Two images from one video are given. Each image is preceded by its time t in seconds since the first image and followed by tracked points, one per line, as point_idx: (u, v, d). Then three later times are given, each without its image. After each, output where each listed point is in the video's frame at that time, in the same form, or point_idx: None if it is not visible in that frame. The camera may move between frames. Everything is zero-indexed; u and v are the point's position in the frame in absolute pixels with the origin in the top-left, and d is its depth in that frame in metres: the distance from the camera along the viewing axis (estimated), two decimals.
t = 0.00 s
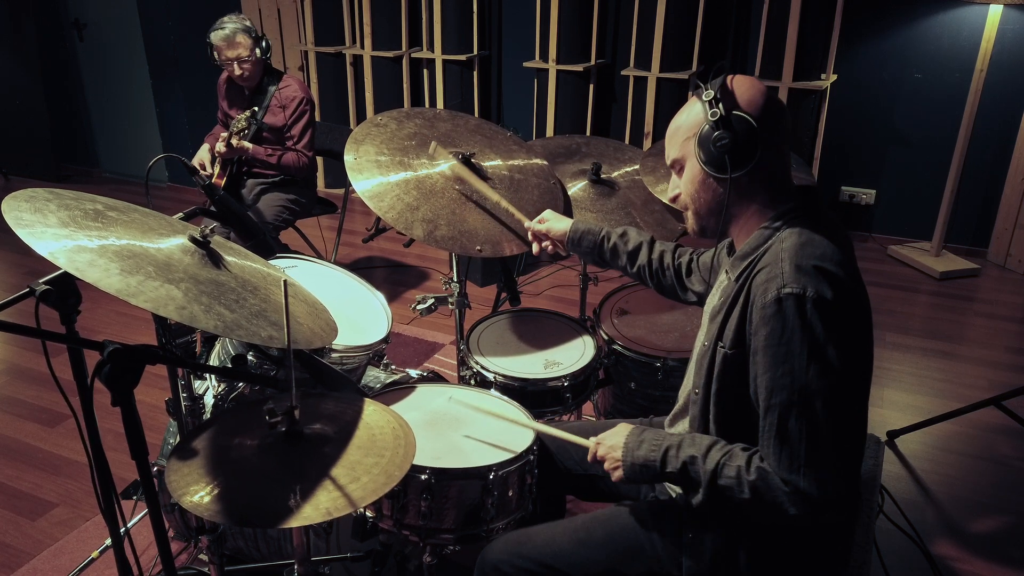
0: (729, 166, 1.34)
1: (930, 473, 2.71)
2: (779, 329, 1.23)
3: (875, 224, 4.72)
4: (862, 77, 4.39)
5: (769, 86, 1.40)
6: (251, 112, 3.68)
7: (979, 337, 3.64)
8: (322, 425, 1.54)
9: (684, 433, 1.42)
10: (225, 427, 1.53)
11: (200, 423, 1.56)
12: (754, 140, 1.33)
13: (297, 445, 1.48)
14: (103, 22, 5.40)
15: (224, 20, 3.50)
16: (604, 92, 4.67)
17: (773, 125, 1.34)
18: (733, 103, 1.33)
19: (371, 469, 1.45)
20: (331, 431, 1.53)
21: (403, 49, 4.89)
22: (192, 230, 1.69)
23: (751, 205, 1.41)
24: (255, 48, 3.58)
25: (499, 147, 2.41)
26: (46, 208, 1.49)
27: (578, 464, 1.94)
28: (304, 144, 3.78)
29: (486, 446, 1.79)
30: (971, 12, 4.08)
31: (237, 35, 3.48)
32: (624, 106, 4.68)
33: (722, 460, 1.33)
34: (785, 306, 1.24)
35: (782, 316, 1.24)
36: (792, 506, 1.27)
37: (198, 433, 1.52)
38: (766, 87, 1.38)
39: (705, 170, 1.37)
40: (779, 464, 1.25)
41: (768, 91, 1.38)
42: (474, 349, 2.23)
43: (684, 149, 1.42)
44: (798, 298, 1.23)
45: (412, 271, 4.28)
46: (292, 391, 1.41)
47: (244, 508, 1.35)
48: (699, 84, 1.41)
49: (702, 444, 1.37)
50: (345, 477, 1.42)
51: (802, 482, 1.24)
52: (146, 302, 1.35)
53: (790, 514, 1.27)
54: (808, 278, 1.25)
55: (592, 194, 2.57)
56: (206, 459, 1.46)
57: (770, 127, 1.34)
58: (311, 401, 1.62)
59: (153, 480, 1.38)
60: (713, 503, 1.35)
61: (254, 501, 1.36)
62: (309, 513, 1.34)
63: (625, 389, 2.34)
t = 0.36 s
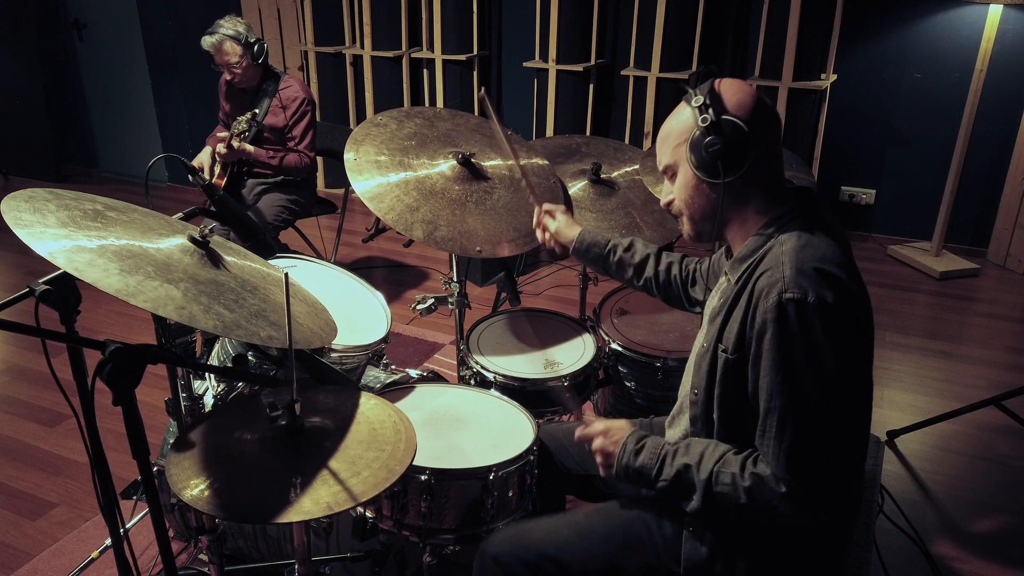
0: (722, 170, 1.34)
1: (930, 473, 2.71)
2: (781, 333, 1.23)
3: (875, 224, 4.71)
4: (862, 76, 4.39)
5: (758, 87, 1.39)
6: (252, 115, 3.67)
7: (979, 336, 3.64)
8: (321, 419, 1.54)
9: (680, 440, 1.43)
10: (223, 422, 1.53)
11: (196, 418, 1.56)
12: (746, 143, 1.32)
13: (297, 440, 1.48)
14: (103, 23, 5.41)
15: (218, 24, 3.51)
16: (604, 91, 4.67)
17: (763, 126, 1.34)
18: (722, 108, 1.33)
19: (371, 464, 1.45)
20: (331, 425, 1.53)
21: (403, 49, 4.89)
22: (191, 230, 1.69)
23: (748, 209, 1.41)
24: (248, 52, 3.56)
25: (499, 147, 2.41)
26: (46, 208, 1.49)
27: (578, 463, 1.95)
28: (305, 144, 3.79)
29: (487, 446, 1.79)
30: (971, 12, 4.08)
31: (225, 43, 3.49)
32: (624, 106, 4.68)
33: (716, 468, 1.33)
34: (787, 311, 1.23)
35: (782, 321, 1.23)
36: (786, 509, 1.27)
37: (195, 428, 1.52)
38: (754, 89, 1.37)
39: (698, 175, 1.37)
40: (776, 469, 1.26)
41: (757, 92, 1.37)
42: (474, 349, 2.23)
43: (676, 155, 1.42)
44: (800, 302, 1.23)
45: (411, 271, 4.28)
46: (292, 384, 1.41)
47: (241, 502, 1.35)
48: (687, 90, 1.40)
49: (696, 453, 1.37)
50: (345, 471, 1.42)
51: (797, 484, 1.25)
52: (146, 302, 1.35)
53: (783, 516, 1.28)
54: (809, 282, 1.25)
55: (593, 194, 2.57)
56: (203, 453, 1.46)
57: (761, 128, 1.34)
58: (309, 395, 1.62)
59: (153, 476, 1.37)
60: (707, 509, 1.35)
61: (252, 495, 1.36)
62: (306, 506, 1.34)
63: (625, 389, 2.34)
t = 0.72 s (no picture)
0: (710, 173, 1.34)
1: (930, 473, 2.71)
2: (773, 330, 1.23)
3: (875, 224, 4.72)
4: (862, 76, 4.39)
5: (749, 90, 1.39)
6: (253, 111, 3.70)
7: (979, 336, 3.64)
8: (326, 427, 1.54)
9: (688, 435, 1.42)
10: (228, 427, 1.53)
11: (201, 423, 1.55)
12: (734, 145, 1.32)
13: (303, 447, 1.48)
14: (103, 22, 5.40)
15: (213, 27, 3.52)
16: (604, 91, 4.67)
17: (751, 130, 1.34)
18: (706, 111, 1.33)
19: (376, 471, 1.46)
20: (335, 432, 1.53)
21: (403, 49, 4.89)
22: (191, 230, 1.69)
23: (738, 210, 1.40)
24: (240, 57, 3.55)
25: (499, 147, 2.40)
26: (46, 208, 1.49)
27: (578, 464, 1.95)
28: (307, 144, 3.78)
29: (487, 446, 1.79)
30: (971, 12, 4.08)
31: (217, 47, 3.50)
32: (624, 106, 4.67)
33: (724, 462, 1.32)
34: (777, 307, 1.23)
35: (774, 318, 1.24)
36: (798, 506, 1.26)
37: (199, 433, 1.52)
38: (741, 91, 1.38)
39: (687, 178, 1.38)
40: (782, 464, 1.24)
41: (748, 96, 1.38)
42: (474, 349, 2.23)
43: (666, 159, 1.42)
44: (791, 298, 1.23)
45: (411, 271, 4.28)
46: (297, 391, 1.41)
47: (247, 508, 1.35)
48: (676, 95, 1.41)
49: (703, 446, 1.37)
50: (350, 478, 1.42)
51: (803, 478, 1.24)
52: (146, 302, 1.35)
53: (795, 514, 1.26)
54: (798, 277, 1.25)
55: (592, 194, 2.57)
56: (208, 459, 1.46)
57: (749, 131, 1.34)
58: (314, 402, 1.62)
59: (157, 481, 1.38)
60: (717, 504, 1.34)
61: (257, 502, 1.36)
62: (312, 514, 1.35)
63: (625, 389, 2.34)
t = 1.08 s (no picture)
0: (711, 177, 1.34)
1: (930, 473, 2.71)
2: (779, 337, 1.23)
3: (875, 224, 4.72)
4: (862, 76, 4.39)
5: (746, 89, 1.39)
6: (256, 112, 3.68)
7: (979, 336, 3.64)
8: (325, 426, 1.54)
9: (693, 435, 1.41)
10: (227, 427, 1.53)
11: (201, 424, 1.56)
12: (734, 147, 1.32)
13: (301, 447, 1.48)
14: (103, 22, 5.40)
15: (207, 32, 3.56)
16: (604, 91, 4.67)
17: (751, 131, 1.34)
18: (707, 113, 1.33)
19: (375, 470, 1.46)
20: (334, 432, 1.53)
21: (404, 49, 4.89)
22: (191, 230, 1.69)
23: (738, 213, 1.41)
24: (229, 62, 3.55)
25: (499, 147, 2.40)
26: (46, 208, 1.49)
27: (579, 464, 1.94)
28: (309, 144, 3.78)
29: (487, 445, 1.79)
30: (971, 12, 4.08)
31: (206, 53, 3.53)
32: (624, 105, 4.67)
33: (733, 463, 1.32)
34: (783, 314, 1.23)
35: (779, 325, 1.23)
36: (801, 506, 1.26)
37: (199, 433, 1.52)
38: (741, 92, 1.37)
39: (687, 180, 1.37)
40: (787, 468, 1.25)
41: (745, 95, 1.37)
42: (474, 349, 2.23)
43: (664, 161, 1.42)
44: (797, 304, 1.23)
45: (411, 271, 4.28)
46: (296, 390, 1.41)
47: (246, 509, 1.35)
48: (673, 96, 1.41)
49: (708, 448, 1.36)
50: (349, 478, 1.42)
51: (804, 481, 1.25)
52: (147, 302, 1.35)
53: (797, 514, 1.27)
54: (803, 284, 1.25)
55: (592, 194, 2.57)
56: (207, 458, 1.46)
57: (749, 132, 1.34)
58: (313, 402, 1.62)
59: (156, 480, 1.38)
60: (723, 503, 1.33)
61: (256, 503, 1.36)
62: (311, 514, 1.35)
63: (625, 389, 2.34)
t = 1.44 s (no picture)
0: (711, 177, 1.34)
1: (930, 473, 2.71)
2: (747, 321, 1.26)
3: (875, 224, 4.72)
4: (862, 76, 4.39)
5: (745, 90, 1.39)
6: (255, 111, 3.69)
7: (979, 336, 3.64)
8: (325, 427, 1.54)
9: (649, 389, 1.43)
10: (227, 426, 1.53)
11: (201, 422, 1.56)
12: (735, 148, 1.32)
13: (302, 448, 1.48)
14: (103, 22, 5.39)
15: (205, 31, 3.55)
16: (604, 90, 4.67)
17: (751, 133, 1.34)
18: (709, 113, 1.33)
19: (376, 472, 1.45)
20: (335, 433, 1.53)
21: (403, 49, 4.89)
22: (192, 230, 1.69)
23: (738, 213, 1.39)
24: (226, 62, 3.55)
25: (499, 146, 2.40)
26: (46, 208, 1.49)
27: (579, 464, 1.95)
28: (308, 144, 3.78)
29: (486, 446, 1.79)
30: (971, 12, 4.08)
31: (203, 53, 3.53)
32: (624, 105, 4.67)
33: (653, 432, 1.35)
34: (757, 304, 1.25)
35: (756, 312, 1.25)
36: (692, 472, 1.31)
37: (199, 432, 1.52)
38: (741, 92, 1.38)
39: (686, 181, 1.37)
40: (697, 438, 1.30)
41: (745, 96, 1.38)
42: (474, 349, 2.23)
43: (664, 161, 1.41)
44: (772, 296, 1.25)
45: (411, 271, 4.28)
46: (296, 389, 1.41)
47: (246, 508, 1.35)
48: (674, 96, 1.41)
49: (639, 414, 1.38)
50: (350, 479, 1.42)
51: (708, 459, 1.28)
52: (146, 302, 1.35)
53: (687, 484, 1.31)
54: (787, 287, 1.26)
55: (593, 194, 2.57)
56: (208, 456, 1.46)
57: (748, 133, 1.34)
58: (313, 402, 1.62)
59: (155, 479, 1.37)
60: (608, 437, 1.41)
61: (256, 501, 1.36)
62: (312, 514, 1.35)
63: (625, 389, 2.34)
